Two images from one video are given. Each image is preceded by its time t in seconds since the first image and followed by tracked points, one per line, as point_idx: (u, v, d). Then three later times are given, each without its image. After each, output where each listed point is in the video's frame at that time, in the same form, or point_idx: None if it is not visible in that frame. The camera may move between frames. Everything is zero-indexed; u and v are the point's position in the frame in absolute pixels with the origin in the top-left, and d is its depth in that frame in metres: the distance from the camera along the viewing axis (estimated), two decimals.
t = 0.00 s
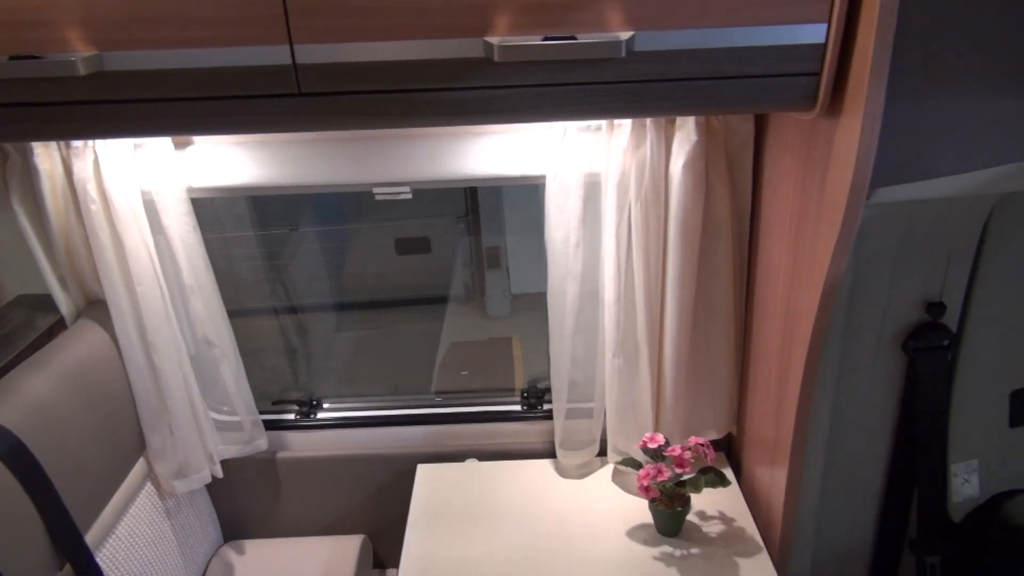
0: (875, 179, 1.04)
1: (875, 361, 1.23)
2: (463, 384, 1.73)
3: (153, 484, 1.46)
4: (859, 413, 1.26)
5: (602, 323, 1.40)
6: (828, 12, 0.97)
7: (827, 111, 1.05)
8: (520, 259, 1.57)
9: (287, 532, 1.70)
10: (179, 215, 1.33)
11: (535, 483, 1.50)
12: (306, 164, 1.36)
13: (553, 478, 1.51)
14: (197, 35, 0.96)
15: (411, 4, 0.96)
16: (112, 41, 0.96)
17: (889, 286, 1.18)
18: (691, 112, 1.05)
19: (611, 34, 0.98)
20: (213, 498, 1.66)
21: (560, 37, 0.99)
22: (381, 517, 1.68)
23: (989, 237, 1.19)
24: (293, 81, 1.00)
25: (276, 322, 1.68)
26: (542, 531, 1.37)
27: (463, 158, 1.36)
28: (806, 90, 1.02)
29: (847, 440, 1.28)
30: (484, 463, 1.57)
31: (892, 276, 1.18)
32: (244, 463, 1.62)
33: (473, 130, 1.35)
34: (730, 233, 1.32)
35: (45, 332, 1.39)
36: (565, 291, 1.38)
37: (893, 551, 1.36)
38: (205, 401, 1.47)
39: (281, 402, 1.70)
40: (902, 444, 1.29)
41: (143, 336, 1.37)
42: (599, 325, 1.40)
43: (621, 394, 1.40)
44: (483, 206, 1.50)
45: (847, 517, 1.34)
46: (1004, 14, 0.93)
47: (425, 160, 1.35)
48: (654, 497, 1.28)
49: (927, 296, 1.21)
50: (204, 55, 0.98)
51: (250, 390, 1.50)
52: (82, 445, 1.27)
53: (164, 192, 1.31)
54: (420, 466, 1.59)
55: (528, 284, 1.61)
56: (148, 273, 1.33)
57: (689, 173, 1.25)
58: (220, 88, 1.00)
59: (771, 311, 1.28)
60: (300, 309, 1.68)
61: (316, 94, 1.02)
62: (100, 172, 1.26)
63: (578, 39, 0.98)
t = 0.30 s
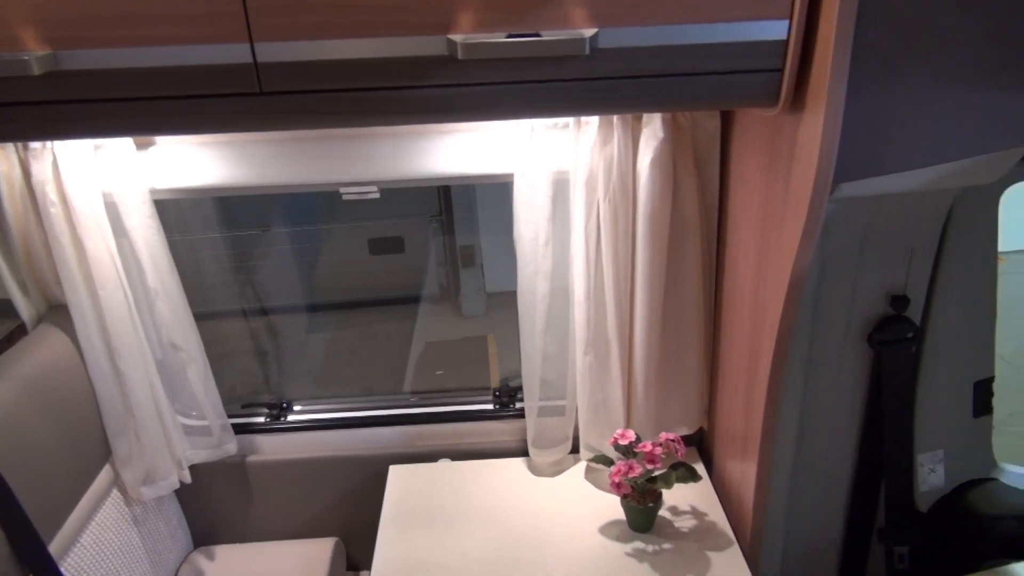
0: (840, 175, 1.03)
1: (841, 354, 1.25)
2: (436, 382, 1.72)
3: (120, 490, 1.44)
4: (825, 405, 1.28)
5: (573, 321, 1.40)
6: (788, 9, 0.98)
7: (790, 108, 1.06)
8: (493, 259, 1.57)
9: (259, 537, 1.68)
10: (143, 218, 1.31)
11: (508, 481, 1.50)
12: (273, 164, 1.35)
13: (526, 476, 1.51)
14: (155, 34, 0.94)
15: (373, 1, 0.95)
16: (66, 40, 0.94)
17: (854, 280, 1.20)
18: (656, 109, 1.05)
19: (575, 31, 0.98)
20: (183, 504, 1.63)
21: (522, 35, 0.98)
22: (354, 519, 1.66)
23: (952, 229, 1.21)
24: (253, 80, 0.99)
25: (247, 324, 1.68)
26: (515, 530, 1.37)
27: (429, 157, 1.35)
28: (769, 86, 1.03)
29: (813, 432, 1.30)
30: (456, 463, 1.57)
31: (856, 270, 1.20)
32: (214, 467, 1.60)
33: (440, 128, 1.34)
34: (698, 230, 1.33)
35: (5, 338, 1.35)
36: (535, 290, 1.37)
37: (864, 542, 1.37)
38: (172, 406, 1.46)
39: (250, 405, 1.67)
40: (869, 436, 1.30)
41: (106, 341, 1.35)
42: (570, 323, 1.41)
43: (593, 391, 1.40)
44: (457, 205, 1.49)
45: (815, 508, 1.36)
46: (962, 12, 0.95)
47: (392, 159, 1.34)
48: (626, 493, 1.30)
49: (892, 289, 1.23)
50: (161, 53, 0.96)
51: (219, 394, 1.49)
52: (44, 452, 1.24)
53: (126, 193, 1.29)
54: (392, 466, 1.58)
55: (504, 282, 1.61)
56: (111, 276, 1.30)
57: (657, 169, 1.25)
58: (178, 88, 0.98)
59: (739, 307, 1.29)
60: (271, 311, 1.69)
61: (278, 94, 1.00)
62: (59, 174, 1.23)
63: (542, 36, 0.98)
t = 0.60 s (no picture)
0: (799, 171, 1.05)
1: (806, 347, 1.27)
2: (410, 381, 1.71)
3: (84, 497, 1.42)
4: (790, 398, 1.30)
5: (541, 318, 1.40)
6: (748, 6, 0.98)
7: (751, 104, 1.07)
8: (466, 257, 1.56)
9: (229, 541, 1.66)
10: (104, 222, 1.30)
11: (480, 479, 1.50)
12: (238, 164, 1.33)
13: (497, 474, 1.51)
14: (109, 33, 0.92)
15: None
16: (17, 39, 0.92)
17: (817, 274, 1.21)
18: (618, 106, 1.05)
19: (535, 29, 0.97)
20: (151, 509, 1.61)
21: (484, 33, 0.98)
22: (325, 521, 1.65)
23: (910, 224, 1.24)
24: (212, 79, 0.97)
25: (213, 325, 1.65)
26: (486, 528, 1.37)
27: (394, 156, 1.35)
28: (729, 83, 1.04)
29: (779, 425, 1.32)
30: (427, 463, 1.56)
31: (819, 265, 1.22)
32: (182, 472, 1.59)
33: (404, 127, 1.33)
34: (664, 226, 1.34)
35: None
36: (504, 287, 1.37)
37: (830, 531, 1.39)
38: (137, 410, 1.44)
39: (218, 408, 1.66)
40: (835, 428, 1.32)
41: (68, 346, 1.32)
42: (539, 320, 1.41)
43: (563, 388, 1.40)
44: (428, 202, 1.49)
45: (782, 500, 1.37)
46: (922, 8, 0.95)
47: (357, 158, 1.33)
48: (595, 489, 1.31)
49: (854, 283, 1.25)
50: (115, 53, 0.94)
51: (184, 398, 1.48)
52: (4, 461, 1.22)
53: (85, 196, 1.27)
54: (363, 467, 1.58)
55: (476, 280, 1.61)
56: (72, 279, 1.28)
57: (623, 166, 1.25)
58: (134, 87, 0.96)
59: (706, 302, 1.30)
60: (239, 312, 1.65)
61: (237, 93, 0.98)
62: (15, 175, 1.20)
63: (502, 33, 0.98)
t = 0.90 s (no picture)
0: (762, 167, 1.05)
1: (772, 342, 1.28)
2: (385, 381, 1.70)
3: (47, 505, 1.39)
4: (757, 392, 1.31)
5: (511, 317, 1.40)
6: (710, 3, 0.98)
7: (714, 100, 1.07)
8: (438, 256, 1.56)
9: (198, 546, 1.65)
10: (64, 224, 1.28)
11: (451, 478, 1.50)
12: (201, 164, 1.31)
13: (469, 472, 1.51)
14: (57, 31, 0.89)
15: None
16: None
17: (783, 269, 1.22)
18: (582, 103, 1.05)
19: (498, 26, 0.97)
20: (117, 516, 1.59)
21: (447, 31, 0.97)
22: (296, 524, 1.64)
23: (873, 219, 1.26)
24: (171, 78, 0.94)
25: (180, 329, 1.63)
26: (457, 528, 1.37)
27: (360, 155, 1.34)
28: (692, 80, 1.04)
29: (746, 418, 1.33)
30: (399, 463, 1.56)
31: (784, 260, 1.23)
32: (149, 478, 1.57)
33: (370, 126, 1.31)
34: (632, 222, 1.34)
35: None
36: (472, 286, 1.37)
37: (798, 523, 1.41)
38: (102, 416, 1.42)
39: (185, 412, 1.63)
40: (802, 421, 1.34)
41: (27, 351, 1.29)
42: (508, 319, 1.41)
43: (534, 386, 1.40)
44: (400, 200, 1.49)
45: (750, 494, 1.39)
46: (887, 5, 0.95)
47: (322, 158, 1.32)
48: (566, 486, 1.30)
49: (818, 277, 1.26)
50: (65, 51, 0.90)
51: (151, 402, 1.46)
52: None
53: (43, 198, 1.24)
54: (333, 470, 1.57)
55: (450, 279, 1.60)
56: (31, 284, 1.25)
57: (589, 164, 1.26)
58: (88, 87, 0.93)
59: (674, 299, 1.30)
60: (208, 315, 1.63)
61: (197, 92, 0.96)
62: None
63: (466, 31, 0.97)
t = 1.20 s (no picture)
0: (726, 163, 1.05)
1: (739, 337, 1.29)
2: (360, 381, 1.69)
3: (8, 514, 1.36)
4: (724, 387, 1.32)
5: (480, 315, 1.39)
6: None
7: (679, 97, 1.07)
8: (410, 256, 1.55)
9: (165, 551, 1.62)
10: (20, 224, 1.25)
11: (422, 478, 1.49)
12: (161, 163, 1.29)
13: (440, 472, 1.51)
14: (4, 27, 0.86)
15: None
16: None
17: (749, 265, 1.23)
18: (547, 100, 1.04)
19: (461, 23, 0.95)
20: (82, 521, 1.57)
21: (409, 28, 0.94)
22: (265, 526, 1.63)
23: (837, 214, 1.27)
24: (127, 77, 0.91)
25: (146, 332, 1.59)
26: (429, 529, 1.36)
27: (323, 154, 1.33)
28: (657, 77, 1.04)
29: (715, 413, 1.34)
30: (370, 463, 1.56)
31: (750, 256, 1.24)
32: (114, 484, 1.54)
33: (334, 124, 1.30)
34: (599, 218, 1.34)
35: None
36: (441, 285, 1.36)
37: (768, 516, 1.42)
38: (63, 421, 1.39)
39: (150, 416, 1.62)
40: (769, 415, 1.35)
41: None
42: (477, 318, 1.40)
43: (504, 385, 1.40)
44: (372, 199, 1.49)
45: (718, 488, 1.40)
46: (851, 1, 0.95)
47: (286, 156, 1.31)
48: (537, 484, 1.30)
49: (784, 272, 1.27)
50: (13, 49, 0.87)
51: (114, 406, 1.43)
52: None
53: None
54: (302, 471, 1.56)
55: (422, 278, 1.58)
56: None
57: (556, 161, 1.25)
58: (39, 86, 0.90)
59: (643, 294, 1.30)
60: (176, 318, 1.59)
61: (155, 90, 0.93)
62: None
63: (428, 28, 0.94)
